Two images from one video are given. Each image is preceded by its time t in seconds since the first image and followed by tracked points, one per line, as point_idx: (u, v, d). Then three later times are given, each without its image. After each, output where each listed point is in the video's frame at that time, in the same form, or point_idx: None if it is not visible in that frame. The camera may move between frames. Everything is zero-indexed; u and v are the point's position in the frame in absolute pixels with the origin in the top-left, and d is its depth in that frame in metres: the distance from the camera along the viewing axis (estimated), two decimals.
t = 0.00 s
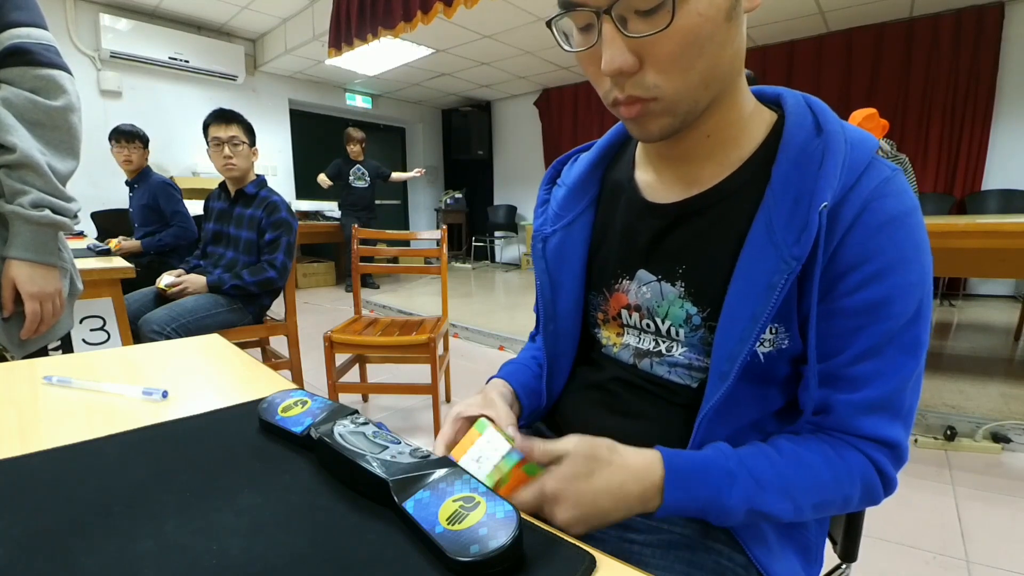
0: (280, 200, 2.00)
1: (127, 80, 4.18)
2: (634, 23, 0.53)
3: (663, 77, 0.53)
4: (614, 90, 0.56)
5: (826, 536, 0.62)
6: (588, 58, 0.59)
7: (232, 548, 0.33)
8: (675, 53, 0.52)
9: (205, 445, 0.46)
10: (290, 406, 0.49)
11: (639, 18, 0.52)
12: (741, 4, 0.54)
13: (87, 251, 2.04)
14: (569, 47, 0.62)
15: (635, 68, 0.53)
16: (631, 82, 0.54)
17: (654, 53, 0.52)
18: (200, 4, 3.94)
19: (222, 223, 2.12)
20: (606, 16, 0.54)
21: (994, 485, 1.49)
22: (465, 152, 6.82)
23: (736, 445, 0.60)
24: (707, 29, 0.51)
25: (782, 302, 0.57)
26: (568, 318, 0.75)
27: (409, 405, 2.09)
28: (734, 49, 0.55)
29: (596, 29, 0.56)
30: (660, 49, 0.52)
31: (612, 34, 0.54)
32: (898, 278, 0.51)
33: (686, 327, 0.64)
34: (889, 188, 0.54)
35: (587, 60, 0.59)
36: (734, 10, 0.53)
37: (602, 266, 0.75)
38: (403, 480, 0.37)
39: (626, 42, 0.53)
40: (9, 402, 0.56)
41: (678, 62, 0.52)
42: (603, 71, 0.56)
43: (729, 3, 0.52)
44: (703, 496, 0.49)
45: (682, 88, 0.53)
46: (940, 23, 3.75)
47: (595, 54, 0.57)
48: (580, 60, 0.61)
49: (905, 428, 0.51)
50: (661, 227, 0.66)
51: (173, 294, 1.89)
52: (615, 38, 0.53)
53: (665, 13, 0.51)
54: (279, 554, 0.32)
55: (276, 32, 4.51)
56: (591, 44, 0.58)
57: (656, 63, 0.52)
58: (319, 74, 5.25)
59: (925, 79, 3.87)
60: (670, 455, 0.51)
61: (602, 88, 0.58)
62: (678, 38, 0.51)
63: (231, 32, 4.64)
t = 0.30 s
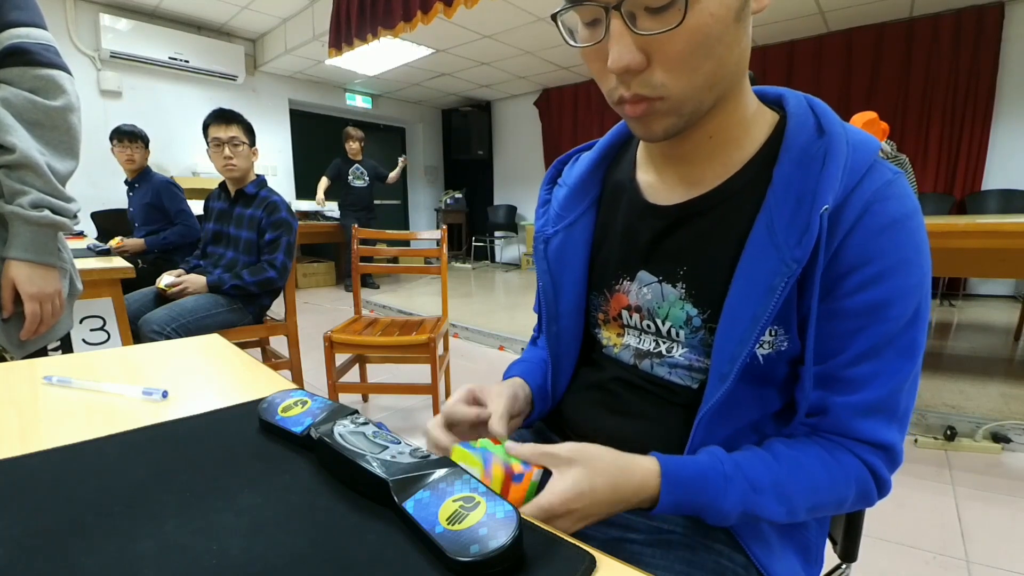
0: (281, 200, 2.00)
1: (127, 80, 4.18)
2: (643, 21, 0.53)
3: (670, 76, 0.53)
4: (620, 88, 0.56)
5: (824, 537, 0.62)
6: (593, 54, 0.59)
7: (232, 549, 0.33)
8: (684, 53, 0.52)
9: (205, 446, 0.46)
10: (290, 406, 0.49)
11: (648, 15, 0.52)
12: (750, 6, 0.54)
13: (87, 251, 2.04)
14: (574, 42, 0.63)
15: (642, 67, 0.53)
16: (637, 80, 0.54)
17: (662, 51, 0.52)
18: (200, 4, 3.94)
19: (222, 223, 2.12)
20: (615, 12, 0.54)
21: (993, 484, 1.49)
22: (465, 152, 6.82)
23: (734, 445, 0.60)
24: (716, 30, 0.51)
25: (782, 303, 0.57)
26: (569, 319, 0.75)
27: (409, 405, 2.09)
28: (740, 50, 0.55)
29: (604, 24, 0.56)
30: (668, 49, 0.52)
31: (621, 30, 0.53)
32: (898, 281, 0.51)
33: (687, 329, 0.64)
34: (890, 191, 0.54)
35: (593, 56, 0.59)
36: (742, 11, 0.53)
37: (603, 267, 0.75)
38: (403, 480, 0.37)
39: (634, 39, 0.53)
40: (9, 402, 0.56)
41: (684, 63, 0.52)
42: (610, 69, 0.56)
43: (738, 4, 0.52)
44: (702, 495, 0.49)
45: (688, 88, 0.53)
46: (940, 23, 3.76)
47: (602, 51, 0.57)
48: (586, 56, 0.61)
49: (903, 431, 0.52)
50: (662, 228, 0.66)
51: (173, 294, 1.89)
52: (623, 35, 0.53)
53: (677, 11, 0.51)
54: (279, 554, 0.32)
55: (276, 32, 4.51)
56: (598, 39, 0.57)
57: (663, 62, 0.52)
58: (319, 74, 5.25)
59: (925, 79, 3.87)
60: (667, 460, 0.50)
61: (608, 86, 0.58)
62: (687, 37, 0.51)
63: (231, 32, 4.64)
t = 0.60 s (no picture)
0: (281, 200, 2.00)
1: (127, 80, 4.18)
2: (642, 20, 0.53)
3: (668, 77, 0.53)
4: (618, 87, 0.56)
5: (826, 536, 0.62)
6: (592, 53, 0.58)
7: (232, 548, 0.33)
8: (682, 53, 0.52)
9: (204, 446, 0.46)
10: (290, 406, 0.49)
11: (647, 14, 0.52)
12: (749, 6, 0.54)
13: (87, 251, 2.04)
14: (572, 41, 0.63)
15: (641, 66, 0.53)
16: (636, 80, 0.54)
17: (660, 51, 0.52)
18: (200, 4, 3.94)
19: (222, 223, 2.12)
20: (613, 11, 0.53)
21: (994, 484, 1.49)
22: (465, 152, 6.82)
23: (736, 445, 0.60)
24: (715, 29, 0.51)
25: (782, 302, 0.57)
26: (569, 319, 0.75)
27: (409, 405, 2.09)
28: (738, 50, 0.55)
29: (603, 23, 0.56)
30: (666, 48, 0.52)
31: (619, 29, 0.53)
32: (898, 280, 0.51)
33: (687, 329, 0.64)
34: (889, 190, 0.54)
35: (592, 55, 0.59)
36: (741, 11, 0.53)
37: (603, 267, 0.75)
38: (403, 480, 0.37)
39: (632, 39, 0.53)
40: (9, 402, 0.56)
41: (683, 63, 0.52)
42: (608, 68, 0.56)
43: (736, 4, 0.52)
44: (701, 495, 0.49)
45: (686, 88, 0.53)
46: (940, 23, 3.75)
47: (601, 50, 0.57)
48: (584, 55, 0.61)
49: (905, 429, 0.51)
50: (663, 228, 0.66)
51: (173, 294, 1.89)
52: (621, 34, 0.53)
53: (674, 12, 0.51)
54: (279, 554, 0.32)
55: (276, 32, 4.51)
56: (597, 38, 0.57)
57: (662, 62, 0.52)
58: (319, 74, 5.25)
59: (925, 79, 3.87)
60: (672, 458, 0.51)
61: (606, 85, 0.58)
62: (685, 38, 0.51)
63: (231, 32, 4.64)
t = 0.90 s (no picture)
0: (281, 200, 2.00)
1: (127, 80, 4.18)
2: (646, 16, 0.52)
3: (672, 74, 0.53)
4: (621, 84, 0.56)
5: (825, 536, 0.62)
6: (595, 49, 0.58)
7: (233, 548, 0.33)
8: (685, 51, 0.52)
9: (204, 446, 0.46)
10: (290, 406, 0.49)
11: (651, 10, 0.52)
12: (751, 5, 0.54)
13: (87, 251, 2.04)
14: (575, 37, 0.63)
15: (645, 63, 0.53)
16: (639, 77, 0.54)
17: (665, 48, 0.52)
18: (200, 4, 3.94)
19: (222, 223, 2.12)
20: (618, 6, 0.54)
21: (994, 485, 1.49)
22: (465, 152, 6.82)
23: (736, 445, 0.60)
24: (719, 27, 0.51)
25: (782, 302, 0.57)
26: (569, 320, 0.75)
27: (409, 405, 2.09)
28: (742, 48, 0.55)
29: (606, 19, 0.56)
30: (670, 46, 0.52)
31: (623, 24, 0.53)
32: (897, 281, 0.51)
33: (687, 329, 0.64)
34: (889, 190, 0.54)
35: (595, 51, 0.59)
36: (744, 11, 0.53)
37: (604, 268, 0.75)
38: (403, 479, 0.37)
39: (638, 35, 0.53)
40: (10, 402, 0.56)
41: (686, 60, 0.52)
42: (611, 64, 0.56)
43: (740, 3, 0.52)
44: (702, 495, 0.49)
45: (689, 85, 0.53)
46: (940, 23, 3.75)
47: (604, 45, 0.57)
48: (587, 51, 0.61)
49: (905, 430, 0.52)
50: (663, 228, 0.66)
51: (173, 294, 1.89)
52: (626, 30, 0.53)
53: (680, 8, 0.51)
54: (278, 555, 0.32)
55: (276, 32, 4.51)
56: (600, 34, 0.57)
57: (666, 59, 0.52)
58: (319, 74, 5.25)
59: (925, 79, 3.87)
60: (673, 468, 0.50)
61: (609, 82, 0.58)
62: (689, 35, 0.51)
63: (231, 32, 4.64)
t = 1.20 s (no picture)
0: (281, 200, 2.00)
1: (127, 80, 4.18)
2: (637, 22, 0.53)
3: (667, 76, 0.53)
4: (618, 88, 0.56)
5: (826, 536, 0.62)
6: (592, 56, 0.59)
7: (233, 548, 0.33)
8: (679, 52, 0.52)
9: (205, 446, 0.46)
10: (290, 406, 0.49)
11: (642, 15, 0.52)
12: (746, 2, 0.54)
13: (87, 251, 2.04)
14: (572, 44, 0.63)
15: (639, 67, 0.53)
16: (635, 80, 0.54)
17: (658, 51, 0.52)
18: (200, 4, 3.93)
19: (222, 223, 2.12)
20: (609, 14, 0.53)
21: (994, 485, 1.49)
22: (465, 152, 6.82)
23: (738, 446, 0.60)
24: (712, 27, 0.51)
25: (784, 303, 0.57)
26: (570, 320, 0.75)
27: (409, 405, 2.09)
28: (738, 47, 0.55)
29: (600, 26, 0.56)
30: (664, 48, 0.52)
31: (615, 32, 0.53)
32: (900, 283, 0.50)
33: (688, 329, 0.64)
34: (892, 192, 0.54)
35: (591, 57, 0.59)
36: (739, 9, 0.53)
37: (606, 267, 0.74)
38: (403, 479, 0.37)
39: (630, 40, 0.53)
40: (10, 402, 0.56)
41: (681, 61, 0.52)
42: (607, 69, 0.56)
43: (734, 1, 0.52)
44: (702, 496, 0.49)
45: (686, 87, 0.53)
46: (940, 23, 3.75)
47: (599, 52, 0.57)
48: (584, 58, 0.61)
49: (907, 432, 0.51)
50: (665, 228, 0.66)
51: (173, 294, 1.89)
52: (619, 36, 0.53)
53: (670, 11, 0.51)
54: (279, 555, 0.32)
55: (276, 32, 4.51)
56: (595, 41, 0.57)
57: (660, 61, 0.52)
58: (319, 74, 5.25)
59: (925, 79, 3.87)
60: (667, 469, 0.51)
61: (606, 86, 0.58)
62: (682, 37, 0.51)
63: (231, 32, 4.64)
